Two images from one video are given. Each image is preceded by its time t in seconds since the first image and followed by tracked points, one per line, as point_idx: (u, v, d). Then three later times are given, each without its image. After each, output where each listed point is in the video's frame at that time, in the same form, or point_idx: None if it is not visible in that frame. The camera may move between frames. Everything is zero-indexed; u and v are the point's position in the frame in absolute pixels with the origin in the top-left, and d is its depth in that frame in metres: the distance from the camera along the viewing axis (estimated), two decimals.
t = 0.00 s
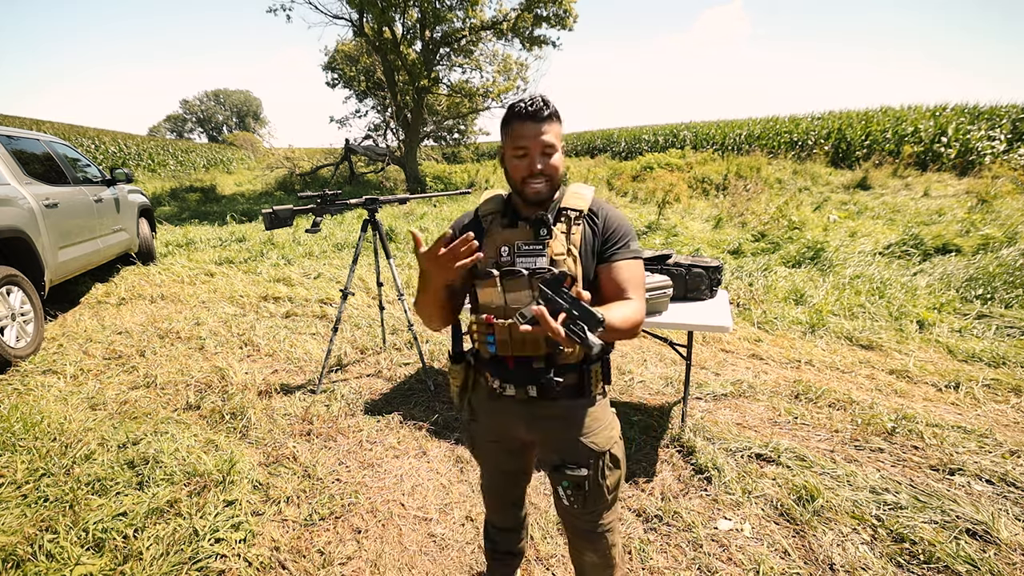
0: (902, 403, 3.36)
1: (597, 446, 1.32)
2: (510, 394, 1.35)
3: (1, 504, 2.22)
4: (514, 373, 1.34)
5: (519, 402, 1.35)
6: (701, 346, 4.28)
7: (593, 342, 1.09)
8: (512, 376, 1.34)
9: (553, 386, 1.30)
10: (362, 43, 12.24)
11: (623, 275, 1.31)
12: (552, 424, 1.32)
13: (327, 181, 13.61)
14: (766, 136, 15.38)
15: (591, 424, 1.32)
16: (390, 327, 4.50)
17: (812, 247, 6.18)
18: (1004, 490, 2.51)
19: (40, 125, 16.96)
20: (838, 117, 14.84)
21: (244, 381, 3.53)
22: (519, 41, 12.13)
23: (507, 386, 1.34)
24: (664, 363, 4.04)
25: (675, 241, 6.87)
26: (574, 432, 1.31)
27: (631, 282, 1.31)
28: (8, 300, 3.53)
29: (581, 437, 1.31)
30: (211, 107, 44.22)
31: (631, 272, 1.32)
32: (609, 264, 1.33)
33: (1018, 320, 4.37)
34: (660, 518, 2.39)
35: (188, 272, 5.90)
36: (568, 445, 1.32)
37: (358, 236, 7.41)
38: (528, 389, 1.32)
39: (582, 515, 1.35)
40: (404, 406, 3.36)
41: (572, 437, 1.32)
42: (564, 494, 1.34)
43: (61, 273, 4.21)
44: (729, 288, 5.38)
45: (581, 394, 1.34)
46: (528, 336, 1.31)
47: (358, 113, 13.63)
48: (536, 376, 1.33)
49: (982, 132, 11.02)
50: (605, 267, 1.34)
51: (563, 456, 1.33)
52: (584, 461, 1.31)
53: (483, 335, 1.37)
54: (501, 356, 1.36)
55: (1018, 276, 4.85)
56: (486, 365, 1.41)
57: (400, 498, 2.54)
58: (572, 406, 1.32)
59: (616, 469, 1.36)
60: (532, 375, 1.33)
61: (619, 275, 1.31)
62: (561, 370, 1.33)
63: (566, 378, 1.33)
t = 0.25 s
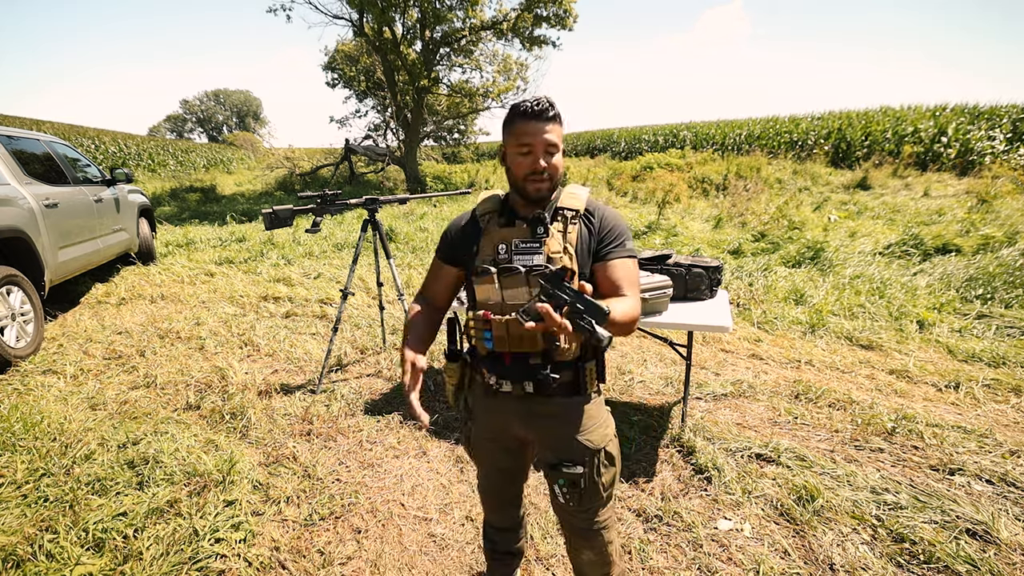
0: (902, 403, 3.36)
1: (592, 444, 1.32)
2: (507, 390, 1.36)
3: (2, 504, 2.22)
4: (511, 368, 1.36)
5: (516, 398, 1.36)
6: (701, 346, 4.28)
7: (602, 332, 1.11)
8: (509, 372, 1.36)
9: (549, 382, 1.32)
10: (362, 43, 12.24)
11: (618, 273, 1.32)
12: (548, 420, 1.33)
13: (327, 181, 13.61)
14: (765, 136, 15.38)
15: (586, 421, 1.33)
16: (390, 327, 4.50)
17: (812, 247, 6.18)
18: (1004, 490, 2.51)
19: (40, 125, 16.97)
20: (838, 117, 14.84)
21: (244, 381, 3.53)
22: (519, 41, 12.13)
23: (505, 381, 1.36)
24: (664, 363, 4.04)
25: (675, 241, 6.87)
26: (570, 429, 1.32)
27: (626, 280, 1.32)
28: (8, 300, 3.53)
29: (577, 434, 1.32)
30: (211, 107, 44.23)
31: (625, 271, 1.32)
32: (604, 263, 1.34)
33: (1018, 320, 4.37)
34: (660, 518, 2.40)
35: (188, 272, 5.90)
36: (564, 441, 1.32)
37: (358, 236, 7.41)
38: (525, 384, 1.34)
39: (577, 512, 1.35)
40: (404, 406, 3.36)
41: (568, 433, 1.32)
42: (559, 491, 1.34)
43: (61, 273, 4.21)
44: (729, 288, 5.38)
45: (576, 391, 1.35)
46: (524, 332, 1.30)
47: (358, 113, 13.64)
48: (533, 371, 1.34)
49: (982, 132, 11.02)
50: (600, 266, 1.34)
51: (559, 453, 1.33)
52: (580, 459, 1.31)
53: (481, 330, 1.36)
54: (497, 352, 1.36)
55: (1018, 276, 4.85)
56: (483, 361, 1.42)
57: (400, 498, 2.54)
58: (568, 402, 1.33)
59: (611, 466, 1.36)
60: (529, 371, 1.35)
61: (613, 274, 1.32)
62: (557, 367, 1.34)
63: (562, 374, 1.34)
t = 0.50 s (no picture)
0: (902, 403, 3.36)
1: (589, 443, 1.32)
2: (504, 389, 1.38)
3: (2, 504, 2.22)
4: (508, 367, 1.37)
5: (513, 397, 1.37)
6: (701, 346, 4.29)
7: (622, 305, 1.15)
8: (507, 370, 1.37)
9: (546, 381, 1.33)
10: (362, 43, 12.24)
11: (617, 273, 1.31)
12: (545, 418, 1.34)
13: (327, 181, 13.62)
14: (766, 136, 15.38)
15: (583, 420, 1.34)
16: (390, 327, 4.50)
17: (812, 247, 6.18)
18: (1004, 490, 2.51)
19: (40, 125, 16.98)
20: (838, 117, 14.84)
21: (244, 381, 3.53)
22: (519, 41, 12.13)
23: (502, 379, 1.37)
24: (664, 363, 4.04)
25: (675, 241, 6.87)
26: (567, 427, 1.33)
27: (625, 278, 1.31)
28: (8, 300, 3.53)
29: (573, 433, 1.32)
30: (211, 107, 44.24)
31: (624, 271, 1.32)
32: (603, 262, 1.34)
33: (1018, 320, 4.37)
34: (660, 518, 2.40)
35: (188, 272, 5.90)
36: (561, 440, 1.33)
37: (358, 236, 7.41)
38: (522, 382, 1.35)
39: (574, 512, 1.35)
40: (404, 406, 3.36)
41: (564, 432, 1.33)
42: (556, 490, 1.34)
43: (61, 273, 4.21)
44: (729, 288, 5.39)
45: (574, 391, 1.36)
46: (522, 330, 1.32)
47: (358, 113, 13.66)
48: (530, 370, 1.35)
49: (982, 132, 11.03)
50: (599, 266, 1.35)
51: (555, 452, 1.33)
52: (576, 457, 1.31)
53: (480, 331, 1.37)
54: (495, 350, 1.38)
55: (1018, 276, 4.85)
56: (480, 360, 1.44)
57: (400, 498, 2.54)
58: (564, 401, 1.34)
59: (608, 466, 1.36)
60: (526, 370, 1.35)
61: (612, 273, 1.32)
62: (554, 366, 1.35)
63: (558, 373, 1.35)
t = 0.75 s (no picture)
0: (902, 403, 3.36)
1: (587, 443, 1.32)
2: (502, 387, 1.38)
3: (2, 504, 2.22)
4: (504, 366, 1.37)
5: (511, 396, 1.38)
6: (701, 346, 4.29)
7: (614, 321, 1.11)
8: (503, 369, 1.37)
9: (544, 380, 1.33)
10: (362, 43, 12.24)
11: (614, 273, 1.32)
12: (543, 418, 1.34)
13: (327, 181, 13.62)
14: (766, 136, 15.39)
15: (581, 420, 1.34)
16: (390, 326, 4.50)
17: (812, 247, 6.19)
18: (1003, 490, 2.51)
19: (40, 125, 16.99)
20: (838, 117, 14.85)
21: (244, 381, 3.53)
22: (519, 41, 12.13)
23: (498, 377, 1.38)
24: (664, 363, 4.04)
25: (675, 240, 6.88)
26: (565, 427, 1.33)
27: (621, 279, 1.31)
28: (8, 300, 3.53)
29: (572, 433, 1.32)
30: (211, 107, 44.25)
31: (622, 271, 1.32)
32: (600, 262, 1.34)
33: (1017, 320, 4.37)
34: (660, 518, 2.40)
35: (188, 272, 5.90)
36: (559, 440, 1.33)
37: (358, 236, 7.41)
38: (519, 381, 1.35)
39: (573, 511, 1.35)
40: (404, 406, 3.37)
41: (563, 431, 1.33)
42: (555, 490, 1.34)
43: (61, 273, 4.21)
44: (729, 288, 5.39)
45: (572, 391, 1.35)
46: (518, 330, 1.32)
47: (358, 113, 13.67)
48: (526, 369, 1.35)
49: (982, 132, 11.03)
50: (596, 266, 1.35)
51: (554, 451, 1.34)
52: (575, 457, 1.31)
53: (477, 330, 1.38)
54: (492, 349, 1.38)
55: (1017, 276, 4.85)
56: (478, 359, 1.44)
57: (400, 498, 2.54)
58: (562, 400, 1.34)
59: (607, 466, 1.36)
60: (522, 369, 1.36)
61: (608, 273, 1.32)
62: (552, 365, 1.35)
63: (557, 373, 1.34)
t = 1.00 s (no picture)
0: (902, 403, 3.36)
1: (587, 443, 1.32)
2: (501, 387, 1.38)
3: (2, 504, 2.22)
4: (503, 365, 1.38)
5: (510, 395, 1.38)
6: (701, 347, 4.29)
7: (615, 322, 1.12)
8: (502, 368, 1.37)
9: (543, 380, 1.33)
10: (362, 43, 12.24)
11: (612, 272, 1.32)
12: (543, 417, 1.34)
13: (327, 181, 13.62)
14: (766, 136, 15.38)
15: (581, 420, 1.34)
16: (390, 326, 4.50)
17: (812, 247, 6.19)
18: (1004, 490, 2.51)
19: (40, 125, 16.99)
20: (838, 117, 14.85)
21: (244, 381, 3.53)
22: (519, 41, 12.13)
23: (497, 376, 1.38)
24: (664, 363, 4.04)
25: (675, 241, 6.88)
26: (565, 427, 1.33)
27: (620, 278, 1.32)
28: (8, 300, 3.53)
29: (572, 433, 1.32)
30: (211, 107, 44.25)
31: (621, 270, 1.32)
32: (599, 261, 1.34)
33: (1017, 320, 4.37)
34: (660, 518, 2.40)
35: (188, 272, 5.90)
36: (558, 440, 1.33)
37: (358, 236, 7.41)
38: (517, 380, 1.35)
39: (573, 511, 1.35)
40: (404, 406, 3.37)
41: (562, 431, 1.33)
42: (555, 490, 1.34)
43: (61, 273, 4.21)
44: (729, 288, 5.39)
45: (572, 391, 1.36)
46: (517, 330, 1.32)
47: (358, 113, 13.68)
48: (525, 369, 1.35)
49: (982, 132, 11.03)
50: (595, 265, 1.35)
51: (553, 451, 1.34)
52: (575, 457, 1.31)
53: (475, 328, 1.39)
54: (491, 348, 1.39)
55: (1017, 276, 4.85)
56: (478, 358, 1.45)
57: (400, 498, 2.54)
58: (562, 400, 1.34)
59: (607, 466, 1.36)
60: (521, 368, 1.36)
61: (608, 273, 1.32)
62: (551, 365, 1.35)
63: (556, 372, 1.35)
